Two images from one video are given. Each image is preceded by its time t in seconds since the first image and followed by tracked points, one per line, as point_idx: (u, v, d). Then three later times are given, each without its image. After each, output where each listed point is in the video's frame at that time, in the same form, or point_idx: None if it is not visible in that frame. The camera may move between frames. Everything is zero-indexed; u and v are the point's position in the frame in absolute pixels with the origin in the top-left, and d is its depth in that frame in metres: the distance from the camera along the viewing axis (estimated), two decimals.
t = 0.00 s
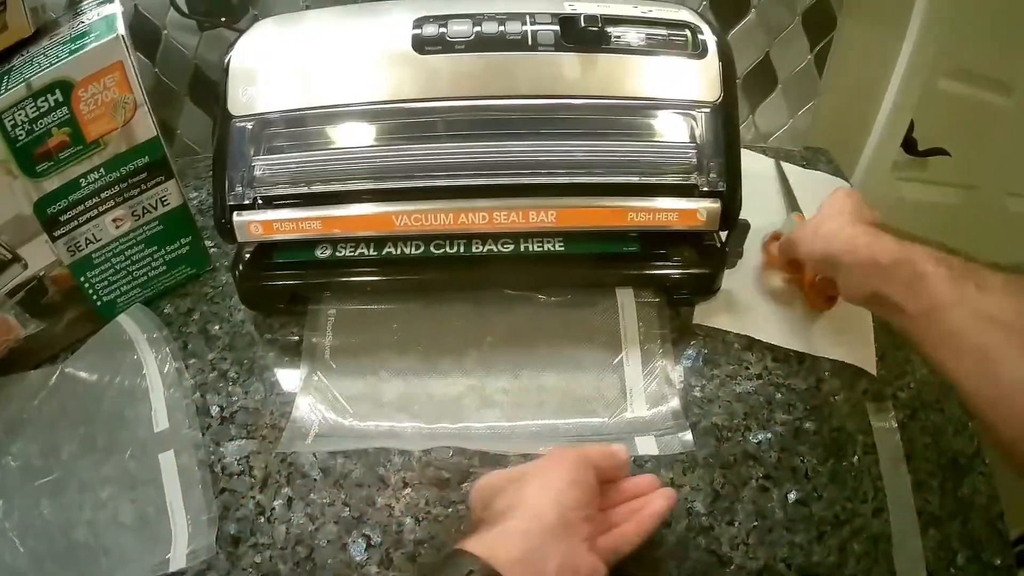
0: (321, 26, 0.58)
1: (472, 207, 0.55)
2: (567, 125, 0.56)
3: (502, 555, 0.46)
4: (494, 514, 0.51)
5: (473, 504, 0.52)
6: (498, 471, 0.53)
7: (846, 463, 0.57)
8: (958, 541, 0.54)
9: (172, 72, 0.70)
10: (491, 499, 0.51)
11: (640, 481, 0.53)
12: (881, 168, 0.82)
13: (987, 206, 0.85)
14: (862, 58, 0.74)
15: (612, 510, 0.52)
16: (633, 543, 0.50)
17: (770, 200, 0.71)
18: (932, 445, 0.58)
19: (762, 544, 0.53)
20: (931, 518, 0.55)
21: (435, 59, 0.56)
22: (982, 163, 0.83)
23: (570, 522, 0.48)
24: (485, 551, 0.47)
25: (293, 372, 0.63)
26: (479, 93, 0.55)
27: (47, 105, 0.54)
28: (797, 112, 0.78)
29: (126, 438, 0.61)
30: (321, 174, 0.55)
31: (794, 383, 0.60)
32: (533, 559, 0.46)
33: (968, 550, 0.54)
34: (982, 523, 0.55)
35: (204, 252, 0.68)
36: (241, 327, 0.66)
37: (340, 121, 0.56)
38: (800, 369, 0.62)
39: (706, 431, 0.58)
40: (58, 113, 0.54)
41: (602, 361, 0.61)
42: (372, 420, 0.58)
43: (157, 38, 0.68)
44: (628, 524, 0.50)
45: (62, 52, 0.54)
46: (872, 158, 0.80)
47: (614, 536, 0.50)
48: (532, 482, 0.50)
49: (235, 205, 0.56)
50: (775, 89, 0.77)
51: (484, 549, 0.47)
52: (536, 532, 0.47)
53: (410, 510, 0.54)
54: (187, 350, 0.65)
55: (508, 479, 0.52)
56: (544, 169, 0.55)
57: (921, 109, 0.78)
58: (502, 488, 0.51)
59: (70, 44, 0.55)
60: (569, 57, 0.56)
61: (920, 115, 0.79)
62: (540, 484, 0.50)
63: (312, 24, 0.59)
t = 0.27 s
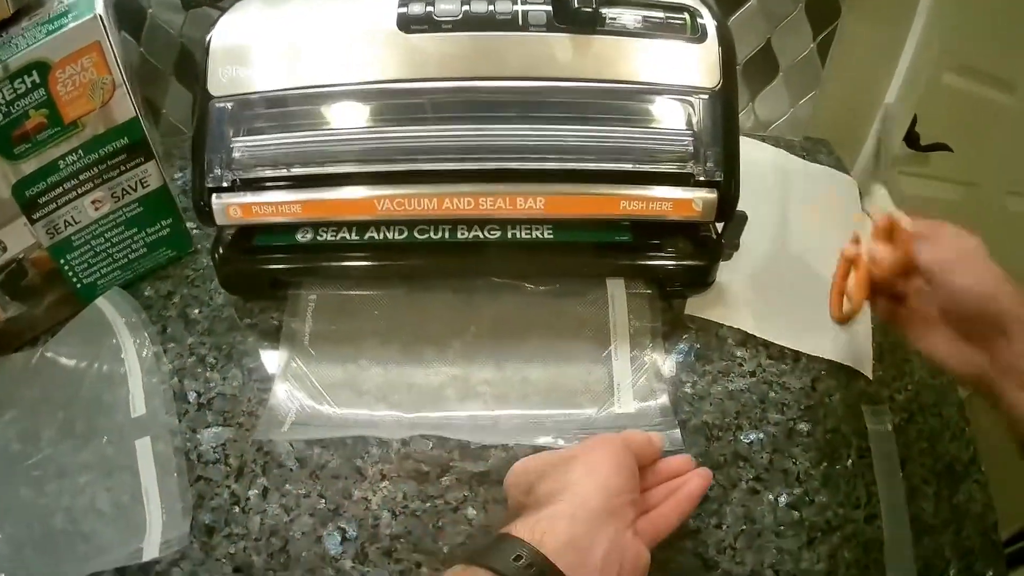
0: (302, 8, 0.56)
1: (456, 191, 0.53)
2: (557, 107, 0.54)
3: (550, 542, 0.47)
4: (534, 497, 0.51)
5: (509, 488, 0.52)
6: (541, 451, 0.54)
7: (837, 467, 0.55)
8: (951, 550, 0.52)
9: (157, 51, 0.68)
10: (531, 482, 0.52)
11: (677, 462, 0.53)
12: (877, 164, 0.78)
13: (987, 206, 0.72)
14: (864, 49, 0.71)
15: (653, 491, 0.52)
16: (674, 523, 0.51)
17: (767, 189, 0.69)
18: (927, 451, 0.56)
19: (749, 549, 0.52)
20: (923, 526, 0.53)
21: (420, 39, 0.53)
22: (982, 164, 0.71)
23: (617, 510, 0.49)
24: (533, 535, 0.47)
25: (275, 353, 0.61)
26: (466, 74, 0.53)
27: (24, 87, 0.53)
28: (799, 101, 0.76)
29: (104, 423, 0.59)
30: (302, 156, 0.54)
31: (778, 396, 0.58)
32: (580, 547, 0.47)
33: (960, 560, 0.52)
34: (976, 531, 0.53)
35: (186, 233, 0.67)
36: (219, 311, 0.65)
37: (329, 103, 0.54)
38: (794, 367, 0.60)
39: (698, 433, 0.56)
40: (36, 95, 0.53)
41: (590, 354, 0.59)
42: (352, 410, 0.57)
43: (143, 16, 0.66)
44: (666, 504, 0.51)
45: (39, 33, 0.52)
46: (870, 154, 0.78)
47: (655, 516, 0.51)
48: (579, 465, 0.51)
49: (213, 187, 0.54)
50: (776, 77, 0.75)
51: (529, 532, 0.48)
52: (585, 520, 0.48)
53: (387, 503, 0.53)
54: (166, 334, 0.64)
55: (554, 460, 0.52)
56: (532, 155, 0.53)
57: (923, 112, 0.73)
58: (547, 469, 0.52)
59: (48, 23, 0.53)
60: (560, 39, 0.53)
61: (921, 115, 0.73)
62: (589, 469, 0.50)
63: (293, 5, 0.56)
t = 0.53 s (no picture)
0: None
1: (447, 170, 0.53)
2: (554, 87, 0.53)
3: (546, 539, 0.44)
4: (533, 490, 0.49)
5: (513, 479, 0.51)
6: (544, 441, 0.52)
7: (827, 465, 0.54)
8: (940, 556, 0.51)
9: (157, 26, 0.68)
10: (532, 474, 0.50)
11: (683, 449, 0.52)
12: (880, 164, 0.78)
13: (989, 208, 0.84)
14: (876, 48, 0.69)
15: (658, 481, 0.51)
16: (678, 516, 0.49)
17: (766, 180, 0.68)
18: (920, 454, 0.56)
19: (735, 544, 0.51)
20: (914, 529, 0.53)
21: (416, 16, 0.53)
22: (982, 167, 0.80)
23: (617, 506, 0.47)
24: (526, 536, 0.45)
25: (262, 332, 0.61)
26: (462, 53, 0.52)
27: (19, 58, 0.53)
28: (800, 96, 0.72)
29: (90, 397, 0.59)
30: (294, 132, 0.54)
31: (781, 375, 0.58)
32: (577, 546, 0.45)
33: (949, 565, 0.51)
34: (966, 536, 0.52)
35: (178, 209, 0.66)
36: (208, 287, 0.65)
37: (328, 81, 0.54)
38: (786, 362, 0.59)
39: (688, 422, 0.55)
40: (30, 67, 0.53)
41: (579, 340, 0.58)
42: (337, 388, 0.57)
43: None
44: (669, 496, 0.50)
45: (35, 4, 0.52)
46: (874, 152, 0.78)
47: (657, 508, 0.49)
48: (582, 458, 0.49)
49: (204, 161, 0.54)
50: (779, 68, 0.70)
51: (522, 532, 0.45)
52: (584, 517, 0.46)
53: (369, 484, 0.53)
54: (155, 309, 0.64)
55: (556, 454, 0.50)
56: (525, 135, 0.53)
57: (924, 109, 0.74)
58: (547, 463, 0.50)
59: None
60: (557, 19, 0.53)
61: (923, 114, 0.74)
62: (591, 462, 0.48)
63: None
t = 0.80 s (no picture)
0: None
1: (470, 161, 0.53)
2: (576, 82, 0.54)
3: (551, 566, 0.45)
4: (548, 509, 0.50)
5: (532, 488, 0.51)
6: (561, 452, 0.52)
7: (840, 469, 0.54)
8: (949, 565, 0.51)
9: (182, 12, 0.68)
10: (550, 491, 0.50)
11: (705, 441, 0.53)
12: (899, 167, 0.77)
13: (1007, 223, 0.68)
14: (890, 55, 0.71)
15: (676, 474, 0.51)
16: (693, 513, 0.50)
17: (783, 185, 0.69)
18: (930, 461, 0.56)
19: (743, 544, 0.51)
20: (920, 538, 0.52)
21: (440, 7, 0.53)
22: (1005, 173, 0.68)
23: (630, 519, 0.47)
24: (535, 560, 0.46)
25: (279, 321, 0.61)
26: (488, 46, 0.53)
27: (46, 39, 0.53)
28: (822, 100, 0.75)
29: (104, 377, 0.60)
30: (318, 119, 0.54)
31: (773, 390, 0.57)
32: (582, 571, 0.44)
33: None
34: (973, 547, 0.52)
35: (199, 193, 0.67)
36: (229, 271, 0.65)
37: (351, 70, 0.54)
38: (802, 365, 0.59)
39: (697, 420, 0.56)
40: (57, 48, 0.54)
41: (595, 334, 0.58)
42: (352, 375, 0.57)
43: None
44: (687, 490, 0.50)
45: None
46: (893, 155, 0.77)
47: (675, 504, 0.50)
48: (593, 472, 0.49)
49: (227, 145, 0.55)
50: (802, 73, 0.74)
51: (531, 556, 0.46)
52: (589, 539, 0.45)
53: (380, 471, 0.53)
54: (173, 291, 0.64)
55: (570, 471, 0.50)
56: (547, 129, 0.53)
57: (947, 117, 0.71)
58: (562, 482, 0.50)
59: None
60: (580, 16, 0.53)
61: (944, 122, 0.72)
62: (601, 477, 0.48)
63: None
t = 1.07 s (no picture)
0: None
1: (487, 150, 0.54)
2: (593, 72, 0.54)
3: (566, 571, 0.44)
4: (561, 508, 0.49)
5: (549, 486, 0.51)
6: (575, 448, 0.50)
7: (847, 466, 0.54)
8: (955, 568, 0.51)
9: None
10: (563, 491, 0.49)
11: (717, 427, 0.52)
12: (915, 168, 0.77)
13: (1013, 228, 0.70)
14: (906, 57, 0.71)
15: (691, 462, 0.51)
16: (711, 497, 0.50)
17: (800, 183, 0.69)
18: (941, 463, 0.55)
19: (751, 540, 0.51)
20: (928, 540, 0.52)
21: None
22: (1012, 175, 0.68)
23: (646, 524, 0.46)
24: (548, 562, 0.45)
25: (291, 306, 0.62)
26: (512, 36, 0.53)
27: (65, 23, 0.53)
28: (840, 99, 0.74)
29: (116, 358, 0.60)
30: (337, 104, 0.55)
31: (774, 390, 0.54)
32: None
33: None
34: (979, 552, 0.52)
35: (216, 178, 0.67)
36: (243, 256, 0.66)
37: (370, 58, 0.54)
38: (815, 361, 0.58)
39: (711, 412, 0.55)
40: (76, 31, 0.54)
41: (608, 324, 0.58)
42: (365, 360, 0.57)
43: None
44: (704, 476, 0.50)
45: None
46: (910, 155, 0.77)
47: (691, 490, 0.49)
48: (609, 474, 0.47)
49: (246, 130, 0.55)
50: (820, 71, 0.73)
51: (544, 556, 0.45)
52: (605, 545, 0.44)
53: (390, 457, 0.53)
54: (188, 275, 0.65)
55: (585, 471, 0.49)
56: (565, 119, 0.53)
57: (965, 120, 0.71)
58: (578, 482, 0.49)
59: None
60: (601, 9, 0.53)
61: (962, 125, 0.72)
62: (617, 479, 0.47)
63: None
